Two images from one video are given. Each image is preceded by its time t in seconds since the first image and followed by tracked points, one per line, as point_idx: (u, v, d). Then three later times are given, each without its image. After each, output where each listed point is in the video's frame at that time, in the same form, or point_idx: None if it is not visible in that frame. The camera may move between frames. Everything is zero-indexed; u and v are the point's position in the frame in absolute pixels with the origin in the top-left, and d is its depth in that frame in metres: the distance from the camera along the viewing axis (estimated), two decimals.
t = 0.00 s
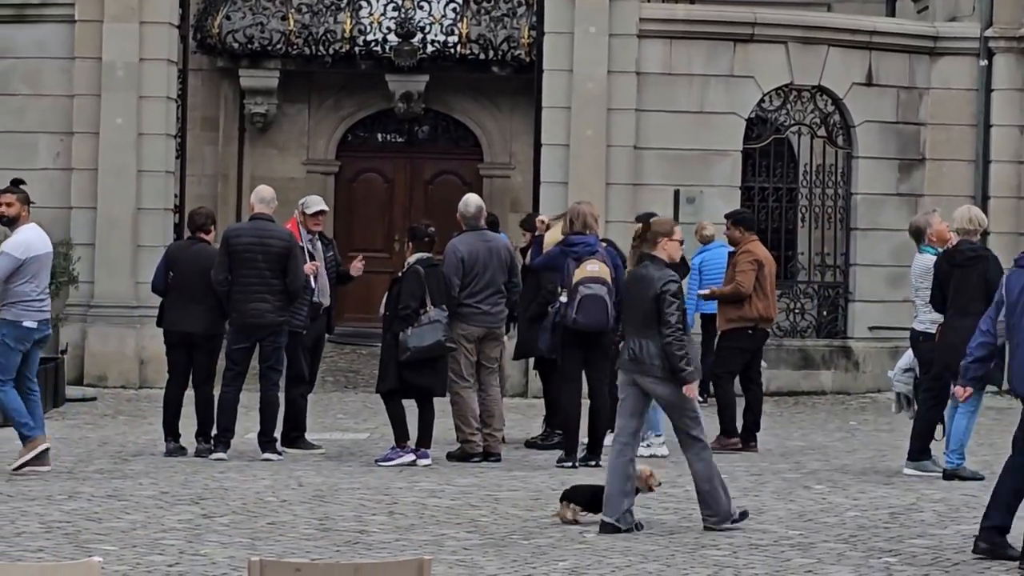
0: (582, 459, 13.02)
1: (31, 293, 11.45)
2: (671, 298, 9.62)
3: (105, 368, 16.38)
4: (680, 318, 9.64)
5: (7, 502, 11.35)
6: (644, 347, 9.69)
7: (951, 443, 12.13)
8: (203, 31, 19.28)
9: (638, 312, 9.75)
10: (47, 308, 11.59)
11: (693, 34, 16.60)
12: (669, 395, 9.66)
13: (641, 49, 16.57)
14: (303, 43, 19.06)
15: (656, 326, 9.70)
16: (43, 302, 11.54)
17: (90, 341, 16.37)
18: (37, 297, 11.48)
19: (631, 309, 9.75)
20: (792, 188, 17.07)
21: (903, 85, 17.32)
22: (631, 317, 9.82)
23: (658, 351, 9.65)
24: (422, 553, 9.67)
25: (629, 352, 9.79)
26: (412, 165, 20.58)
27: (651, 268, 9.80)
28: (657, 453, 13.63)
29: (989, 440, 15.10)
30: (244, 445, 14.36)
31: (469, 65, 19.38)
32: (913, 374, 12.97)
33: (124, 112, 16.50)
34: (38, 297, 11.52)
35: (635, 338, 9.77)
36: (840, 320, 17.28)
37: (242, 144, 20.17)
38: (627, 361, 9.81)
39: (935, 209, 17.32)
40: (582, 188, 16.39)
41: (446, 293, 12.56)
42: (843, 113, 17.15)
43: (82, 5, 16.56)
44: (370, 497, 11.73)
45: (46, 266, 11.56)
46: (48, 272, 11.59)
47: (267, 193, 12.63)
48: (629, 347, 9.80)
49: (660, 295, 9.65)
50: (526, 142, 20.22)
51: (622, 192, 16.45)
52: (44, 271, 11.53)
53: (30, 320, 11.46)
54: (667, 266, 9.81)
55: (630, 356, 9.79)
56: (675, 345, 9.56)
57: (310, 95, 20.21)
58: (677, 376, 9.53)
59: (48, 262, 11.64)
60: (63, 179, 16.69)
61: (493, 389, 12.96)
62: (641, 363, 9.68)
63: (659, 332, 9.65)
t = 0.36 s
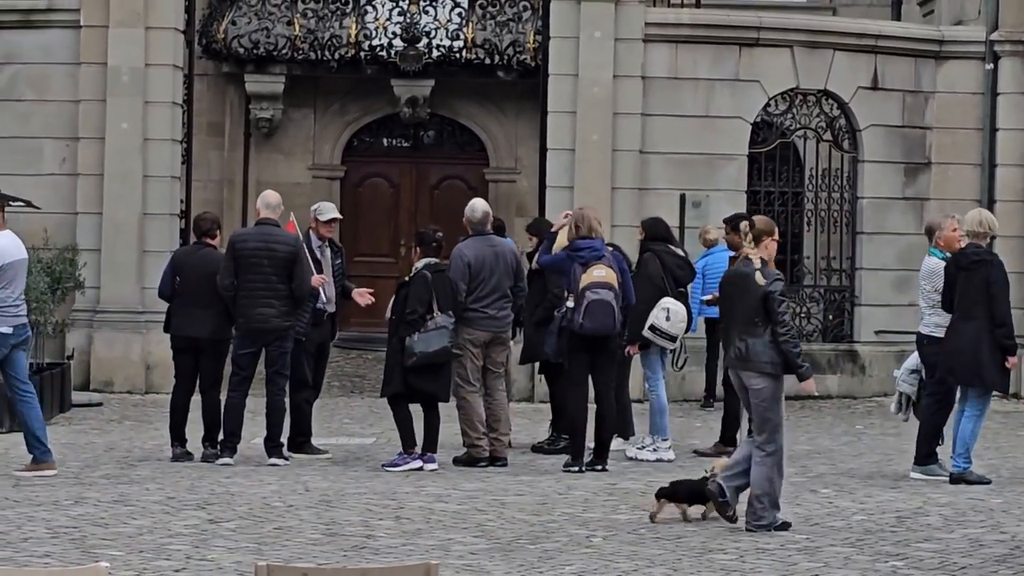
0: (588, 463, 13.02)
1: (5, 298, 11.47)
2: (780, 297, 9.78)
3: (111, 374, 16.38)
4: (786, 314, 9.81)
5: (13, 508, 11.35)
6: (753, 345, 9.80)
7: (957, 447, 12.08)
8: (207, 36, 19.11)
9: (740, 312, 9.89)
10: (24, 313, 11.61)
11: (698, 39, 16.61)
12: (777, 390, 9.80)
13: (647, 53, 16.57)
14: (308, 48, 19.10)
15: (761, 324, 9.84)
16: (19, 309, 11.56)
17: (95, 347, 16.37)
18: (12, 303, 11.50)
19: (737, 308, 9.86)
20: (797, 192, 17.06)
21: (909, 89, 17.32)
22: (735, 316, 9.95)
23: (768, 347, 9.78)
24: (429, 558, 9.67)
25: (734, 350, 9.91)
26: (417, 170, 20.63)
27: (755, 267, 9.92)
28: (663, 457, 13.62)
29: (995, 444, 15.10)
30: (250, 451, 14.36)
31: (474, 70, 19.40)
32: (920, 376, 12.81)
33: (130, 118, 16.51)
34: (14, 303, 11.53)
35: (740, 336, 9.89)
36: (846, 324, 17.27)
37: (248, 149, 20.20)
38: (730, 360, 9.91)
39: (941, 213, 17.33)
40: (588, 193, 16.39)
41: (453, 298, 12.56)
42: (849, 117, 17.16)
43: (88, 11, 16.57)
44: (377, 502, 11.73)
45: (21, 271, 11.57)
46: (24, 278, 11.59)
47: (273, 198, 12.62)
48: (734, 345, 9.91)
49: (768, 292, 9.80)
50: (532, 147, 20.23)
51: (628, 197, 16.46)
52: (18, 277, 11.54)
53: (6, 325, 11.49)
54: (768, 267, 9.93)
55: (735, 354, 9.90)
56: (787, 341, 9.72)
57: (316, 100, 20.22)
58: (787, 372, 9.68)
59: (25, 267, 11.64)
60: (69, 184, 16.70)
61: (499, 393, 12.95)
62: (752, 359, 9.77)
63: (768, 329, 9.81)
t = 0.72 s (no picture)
0: (591, 469, 13.02)
1: None
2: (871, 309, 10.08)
3: (114, 381, 16.39)
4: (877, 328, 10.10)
5: (17, 515, 11.36)
6: (846, 357, 10.04)
7: (960, 453, 12.04)
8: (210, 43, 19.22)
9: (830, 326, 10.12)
10: None
11: (700, 45, 16.62)
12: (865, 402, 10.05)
13: (649, 60, 16.57)
14: (310, 54, 19.11)
15: (851, 337, 10.09)
16: None
17: (99, 354, 16.38)
18: None
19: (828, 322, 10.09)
20: (800, 198, 17.05)
21: (911, 94, 17.32)
22: (824, 329, 10.17)
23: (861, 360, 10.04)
24: (432, 565, 9.68)
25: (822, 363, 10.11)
26: (419, 176, 20.72)
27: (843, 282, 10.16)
28: (666, 463, 13.63)
29: (998, 449, 15.09)
30: (252, 457, 14.36)
31: (477, 76, 19.43)
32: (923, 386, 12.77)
33: (132, 125, 16.51)
34: None
35: (830, 350, 10.11)
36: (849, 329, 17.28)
37: (250, 155, 20.21)
38: (819, 375, 10.11)
39: (943, 219, 17.33)
40: (590, 200, 16.39)
41: (458, 305, 12.54)
42: (852, 122, 17.16)
43: (90, 18, 16.57)
44: (380, 508, 11.73)
45: None
46: None
47: (276, 205, 12.64)
48: (823, 358, 10.12)
49: (858, 305, 10.07)
50: (534, 153, 20.25)
51: (631, 204, 16.47)
52: None
53: None
54: (855, 280, 10.20)
55: (824, 368, 10.09)
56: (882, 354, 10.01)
57: (318, 106, 20.25)
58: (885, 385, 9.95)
59: None
60: (71, 192, 16.70)
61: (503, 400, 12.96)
62: (846, 371, 10.00)
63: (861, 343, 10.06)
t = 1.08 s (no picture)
0: (597, 474, 13.00)
1: None
2: (944, 309, 10.27)
3: (120, 385, 16.39)
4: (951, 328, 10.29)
5: (23, 519, 11.35)
6: (917, 355, 10.29)
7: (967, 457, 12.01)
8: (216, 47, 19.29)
9: (908, 321, 10.39)
10: None
11: (706, 49, 16.62)
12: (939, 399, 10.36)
13: (654, 64, 16.58)
14: (316, 59, 19.19)
15: (925, 335, 10.32)
16: None
17: (105, 359, 16.39)
18: None
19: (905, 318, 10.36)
20: (806, 202, 17.08)
21: (917, 97, 17.32)
22: (899, 324, 10.44)
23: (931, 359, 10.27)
24: (439, 568, 9.68)
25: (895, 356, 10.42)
26: (424, 180, 20.69)
27: (921, 280, 10.40)
28: (673, 467, 13.61)
29: (1004, 453, 15.07)
30: (259, 461, 14.35)
31: (483, 81, 19.46)
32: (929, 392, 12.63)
33: (138, 129, 16.51)
34: None
35: (905, 345, 10.38)
36: (855, 333, 17.28)
37: (256, 160, 20.24)
38: (894, 367, 10.41)
39: (949, 222, 17.32)
40: (596, 204, 16.41)
41: (464, 308, 12.54)
42: (857, 126, 17.16)
43: (95, 22, 16.58)
44: (387, 512, 11.73)
45: None
46: None
47: (281, 208, 12.62)
48: (898, 352, 10.39)
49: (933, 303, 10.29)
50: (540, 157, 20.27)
51: (637, 208, 16.48)
52: None
53: None
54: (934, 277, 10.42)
55: (899, 362, 10.39)
56: (945, 357, 10.19)
57: (324, 110, 20.27)
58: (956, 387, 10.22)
59: None
60: (77, 196, 16.71)
61: (509, 404, 12.95)
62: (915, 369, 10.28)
63: (929, 341, 10.28)
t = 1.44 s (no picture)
0: (609, 478, 12.97)
1: None
2: None
3: (132, 389, 16.41)
4: None
5: (36, 523, 11.36)
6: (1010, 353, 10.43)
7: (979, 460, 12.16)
8: (228, 51, 19.27)
9: (999, 319, 10.48)
10: None
11: (718, 53, 16.62)
12: None
13: (666, 68, 16.59)
14: (327, 63, 19.21)
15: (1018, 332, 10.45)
16: None
17: (117, 363, 16.40)
18: None
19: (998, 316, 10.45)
20: (818, 206, 17.08)
21: (929, 101, 17.33)
22: (989, 324, 10.56)
23: None
24: (451, 573, 9.67)
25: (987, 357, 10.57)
26: (436, 184, 20.73)
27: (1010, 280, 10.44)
28: (685, 471, 13.54)
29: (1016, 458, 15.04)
30: (270, 465, 14.35)
31: (494, 85, 19.49)
32: (942, 393, 12.57)
33: (150, 133, 16.52)
34: None
35: (997, 343, 10.49)
36: (868, 337, 17.29)
37: (268, 164, 20.29)
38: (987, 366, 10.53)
39: (961, 227, 17.32)
40: (609, 208, 16.41)
41: (476, 312, 12.54)
42: (869, 130, 17.15)
43: (107, 26, 16.60)
44: (399, 517, 11.72)
45: None
46: None
47: (294, 212, 12.61)
48: (989, 351, 10.52)
49: None
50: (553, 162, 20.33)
51: (649, 212, 16.48)
52: None
53: None
54: None
55: (990, 360, 10.52)
56: None
57: (336, 114, 20.32)
58: None
59: None
60: (89, 201, 16.72)
61: (521, 408, 13.00)
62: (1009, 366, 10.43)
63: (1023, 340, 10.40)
